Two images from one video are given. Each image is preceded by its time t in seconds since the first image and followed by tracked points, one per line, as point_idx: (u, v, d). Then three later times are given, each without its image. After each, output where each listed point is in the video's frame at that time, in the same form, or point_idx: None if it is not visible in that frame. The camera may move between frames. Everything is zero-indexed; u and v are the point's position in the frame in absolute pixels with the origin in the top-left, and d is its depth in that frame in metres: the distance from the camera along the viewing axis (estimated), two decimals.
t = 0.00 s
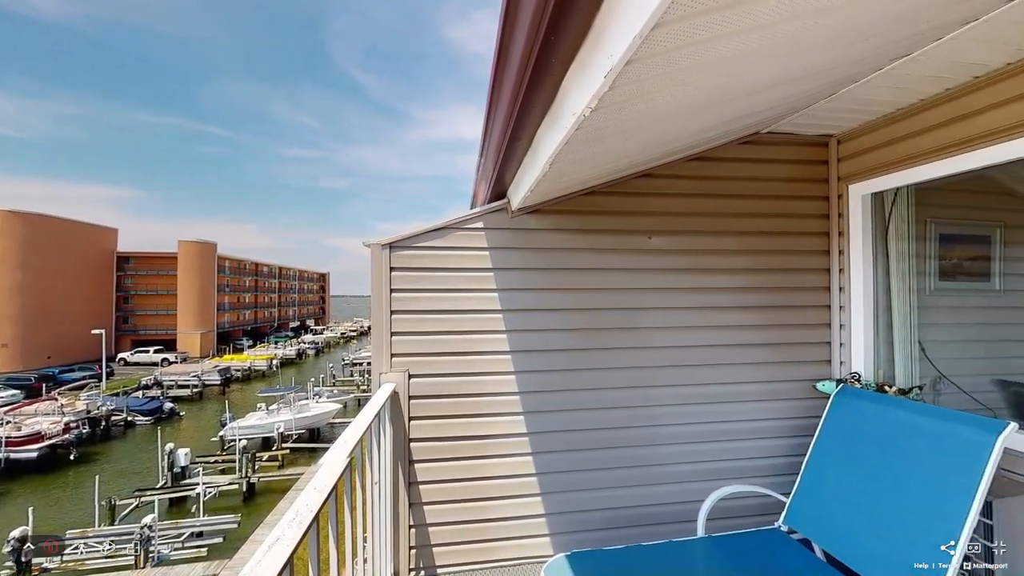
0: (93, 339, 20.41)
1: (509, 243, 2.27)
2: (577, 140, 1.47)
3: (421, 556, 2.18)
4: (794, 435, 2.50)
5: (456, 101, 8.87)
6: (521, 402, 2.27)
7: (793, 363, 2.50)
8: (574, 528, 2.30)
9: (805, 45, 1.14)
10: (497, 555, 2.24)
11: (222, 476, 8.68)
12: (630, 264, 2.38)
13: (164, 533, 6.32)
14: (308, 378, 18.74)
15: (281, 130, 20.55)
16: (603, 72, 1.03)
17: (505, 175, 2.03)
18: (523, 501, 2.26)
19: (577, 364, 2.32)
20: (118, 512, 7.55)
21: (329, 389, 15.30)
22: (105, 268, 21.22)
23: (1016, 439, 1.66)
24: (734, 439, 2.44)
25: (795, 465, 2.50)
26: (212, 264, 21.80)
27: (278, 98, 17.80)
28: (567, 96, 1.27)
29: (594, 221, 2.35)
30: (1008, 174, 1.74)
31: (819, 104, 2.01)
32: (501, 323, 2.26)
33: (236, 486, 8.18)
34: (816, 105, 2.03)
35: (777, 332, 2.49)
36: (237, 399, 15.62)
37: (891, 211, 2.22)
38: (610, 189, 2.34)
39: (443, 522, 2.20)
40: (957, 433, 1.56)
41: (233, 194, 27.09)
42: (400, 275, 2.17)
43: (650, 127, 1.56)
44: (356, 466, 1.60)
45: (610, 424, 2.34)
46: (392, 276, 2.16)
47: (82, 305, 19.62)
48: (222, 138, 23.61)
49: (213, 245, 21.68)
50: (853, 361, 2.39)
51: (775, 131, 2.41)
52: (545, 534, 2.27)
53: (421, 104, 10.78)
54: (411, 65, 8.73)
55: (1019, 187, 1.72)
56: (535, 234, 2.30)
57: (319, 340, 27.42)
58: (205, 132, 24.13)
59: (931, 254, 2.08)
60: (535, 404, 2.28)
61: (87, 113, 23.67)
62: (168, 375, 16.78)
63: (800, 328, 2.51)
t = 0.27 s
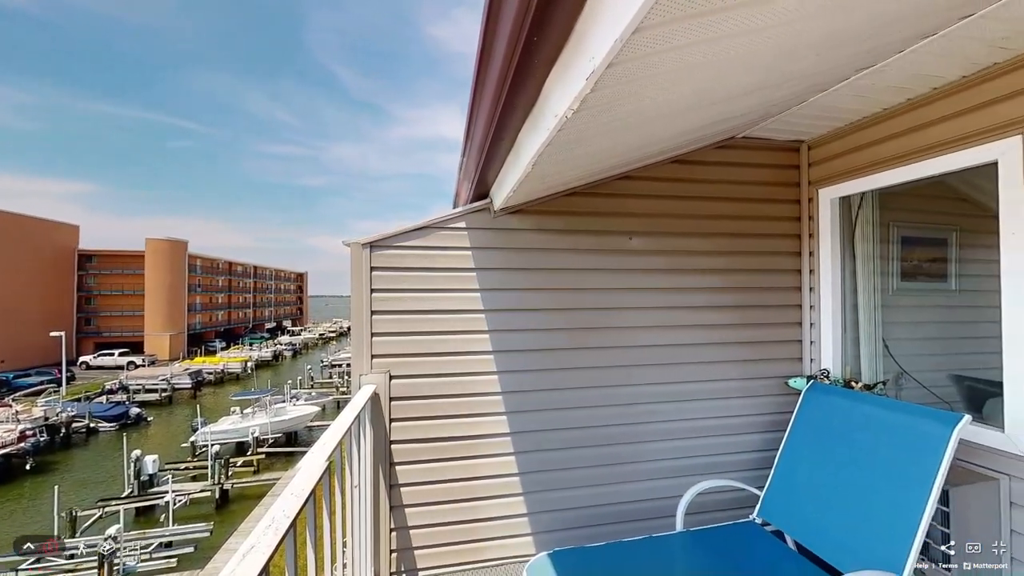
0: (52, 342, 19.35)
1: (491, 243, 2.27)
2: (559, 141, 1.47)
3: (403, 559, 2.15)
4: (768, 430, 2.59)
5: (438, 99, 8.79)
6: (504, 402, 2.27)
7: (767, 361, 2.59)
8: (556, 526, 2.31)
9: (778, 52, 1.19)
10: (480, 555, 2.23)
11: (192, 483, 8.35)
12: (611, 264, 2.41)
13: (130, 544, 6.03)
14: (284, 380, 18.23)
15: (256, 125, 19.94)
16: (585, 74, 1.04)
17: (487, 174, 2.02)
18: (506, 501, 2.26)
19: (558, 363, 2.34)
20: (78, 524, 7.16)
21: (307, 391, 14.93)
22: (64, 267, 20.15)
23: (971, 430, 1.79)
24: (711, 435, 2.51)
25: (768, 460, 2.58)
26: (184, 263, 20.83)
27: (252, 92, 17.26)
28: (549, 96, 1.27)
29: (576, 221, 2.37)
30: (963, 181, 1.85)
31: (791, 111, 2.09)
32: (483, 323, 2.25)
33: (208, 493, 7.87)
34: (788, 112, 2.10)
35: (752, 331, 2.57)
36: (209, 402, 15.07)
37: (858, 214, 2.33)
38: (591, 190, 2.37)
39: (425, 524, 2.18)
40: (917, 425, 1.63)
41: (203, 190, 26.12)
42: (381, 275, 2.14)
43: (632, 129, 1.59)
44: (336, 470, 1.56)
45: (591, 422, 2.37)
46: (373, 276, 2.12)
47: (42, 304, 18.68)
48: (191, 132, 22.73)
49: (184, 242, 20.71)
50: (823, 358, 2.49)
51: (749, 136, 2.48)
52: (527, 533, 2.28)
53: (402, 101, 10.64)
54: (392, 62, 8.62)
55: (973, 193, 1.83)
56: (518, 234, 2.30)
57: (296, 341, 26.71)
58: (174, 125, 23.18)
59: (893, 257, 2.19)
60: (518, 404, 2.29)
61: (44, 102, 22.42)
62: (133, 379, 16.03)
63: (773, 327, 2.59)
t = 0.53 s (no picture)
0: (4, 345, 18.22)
1: (473, 243, 2.26)
2: (541, 142, 1.48)
3: (383, 563, 2.12)
4: (742, 426, 2.67)
5: (421, 97, 8.69)
6: (486, 403, 2.27)
7: (741, 359, 2.67)
8: (538, 525, 2.32)
9: (752, 58, 1.22)
10: (462, 557, 2.22)
11: (160, 491, 7.99)
12: (592, 264, 2.44)
13: (92, 557, 5.72)
14: (259, 383, 17.66)
15: (228, 119, 19.27)
16: (567, 75, 1.06)
17: (470, 174, 2.01)
18: (488, 501, 2.26)
19: (540, 363, 2.35)
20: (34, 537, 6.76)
21: (283, 394, 14.52)
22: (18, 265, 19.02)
23: (929, 423, 1.90)
24: (688, 432, 2.57)
25: (742, 455, 2.67)
26: (153, 263, 19.85)
27: (225, 85, 16.68)
28: (532, 97, 1.28)
29: (558, 221, 2.39)
30: (923, 187, 1.96)
31: (764, 117, 2.16)
32: (465, 323, 2.24)
33: (177, 501, 7.54)
34: (761, 118, 2.18)
35: (728, 330, 2.64)
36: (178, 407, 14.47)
37: (827, 217, 2.43)
38: (573, 191, 2.39)
39: (406, 527, 2.15)
40: (880, 419, 1.71)
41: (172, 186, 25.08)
42: (361, 275, 2.10)
43: (613, 131, 1.61)
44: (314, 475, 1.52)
45: (573, 421, 2.39)
46: (353, 276, 2.09)
47: None
48: (159, 125, 21.79)
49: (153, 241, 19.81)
50: (795, 356, 2.59)
51: (725, 140, 2.55)
52: (509, 533, 2.28)
53: (383, 98, 10.47)
54: (373, 57, 8.47)
55: (932, 198, 1.93)
56: (500, 234, 2.30)
57: (271, 343, 25.94)
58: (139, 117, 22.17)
59: (858, 258, 2.31)
60: (501, 404, 2.29)
61: None
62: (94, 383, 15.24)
63: (747, 326, 2.67)
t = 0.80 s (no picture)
0: None
1: (455, 243, 2.25)
2: (524, 142, 1.49)
3: (363, 568, 2.08)
4: (718, 423, 2.74)
5: (403, 94, 8.58)
6: (468, 403, 2.26)
7: (717, 357, 2.74)
8: (520, 525, 2.33)
9: (729, 64, 1.26)
10: (444, 559, 2.21)
11: (125, 500, 7.63)
12: (574, 264, 2.46)
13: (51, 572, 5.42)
14: (233, 386, 17.04)
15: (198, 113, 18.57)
16: (549, 76, 1.06)
17: (452, 173, 2.00)
18: (470, 502, 2.25)
19: (522, 363, 2.36)
20: None
21: (257, 397, 14.08)
22: None
23: (892, 417, 2.00)
24: (667, 429, 2.62)
25: (718, 450, 2.74)
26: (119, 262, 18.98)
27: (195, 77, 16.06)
28: (515, 97, 1.28)
29: (540, 222, 2.40)
30: (886, 192, 2.06)
31: (738, 122, 2.22)
32: (447, 324, 2.23)
33: (144, 511, 7.20)
34: (736, 123, 2.24)
35: (705, 329, 2.71)
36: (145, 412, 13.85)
37: (798, 219, 2.53)
38: (555, 192, 2.41)
39: (387, 531, 2.12)
40: (848, 413, 1.79)
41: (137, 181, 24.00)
42: (340, 274, 2.06)
43: (595, 133, 1.63)
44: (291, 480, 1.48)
45: (554, 420, 2.40)
46: (331, 275, 2.04)
47: None
48: (123, 117, 20.82)
49: (119, 238, 18.93)
50: (768, 354, 2.68)
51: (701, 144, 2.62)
52: (491, 533, 2.28)
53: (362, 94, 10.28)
54: (353, 52, 8.32)
55: (894, 203, 2.03)
56: (482, 234, 2.30)
57: (244, 345, 25.12)
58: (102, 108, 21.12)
59: (827, 259, 2.41)
60: (484, 404, 2.28)
61: None
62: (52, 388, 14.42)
63: (723, 325, 2.75)
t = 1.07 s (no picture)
0: None
1: (438, 242, 2.23)
2: (507, 142, 1.49)
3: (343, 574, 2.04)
4: (695, 420, 2.81)
5: (384, 91, 8.44)
6: (450, 404, 2.24)
7: (695, 355, 2.81)
8: (502, 525, 2.33)
9: (706, 69, 1.29)
10: (426, 561, 2.19)
11: (88, 511, 7.25)
12: (556, 265, 2.48)
13: None
14: (205, 389, 16.42)
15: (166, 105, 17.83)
16: (531, 77, 1.07)
17: (434, 173, 1.98)
18: (452, 503, 2.24)
19: (505, 363, 2.36)
20: None
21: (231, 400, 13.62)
22: None
23: (860, 411, 2.09)
24: (646, 427, 2.67)
25: (695, 446, 2.81)
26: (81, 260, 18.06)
27: (163, 68, 15.43)
28: (497, 98, 1.28)
29: (523, 222, 2.41)
30: (853, 196, 2.15)
31: (715, 126, 2.29)
32: (428, 324, 2.21)
33: (108, 522, 6.81)
34: (712, 127, 2.30)
35: (683, 328, 2.77)
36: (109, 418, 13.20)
37: (771, 221, 2.62)
38: (538, 192, 2.42)
39: (367, 535, 2.09)
40: (816, 409, 1.87)
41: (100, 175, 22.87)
42: (319, 274, 2.01)
43: (578, 135, 1.65)
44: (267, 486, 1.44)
45: (536, 420, 2.41)
46: (309, 275, 1.99)
47: None
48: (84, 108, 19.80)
49: (79, 235, 17.88)
50: (743, 351, 2.77)
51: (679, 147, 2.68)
52: (474, 534, 2.27)
53: (343, 91, 10.07)
54: (332, 47, 8.16)
55: (859, 206, 2.12)
56: (465, 234, 2.29)
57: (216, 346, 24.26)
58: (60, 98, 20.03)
59: (799, 259, 2.49)
60: (467, 404, 2.27)
61: None
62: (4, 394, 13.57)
63: (700, 324, 2.82)
